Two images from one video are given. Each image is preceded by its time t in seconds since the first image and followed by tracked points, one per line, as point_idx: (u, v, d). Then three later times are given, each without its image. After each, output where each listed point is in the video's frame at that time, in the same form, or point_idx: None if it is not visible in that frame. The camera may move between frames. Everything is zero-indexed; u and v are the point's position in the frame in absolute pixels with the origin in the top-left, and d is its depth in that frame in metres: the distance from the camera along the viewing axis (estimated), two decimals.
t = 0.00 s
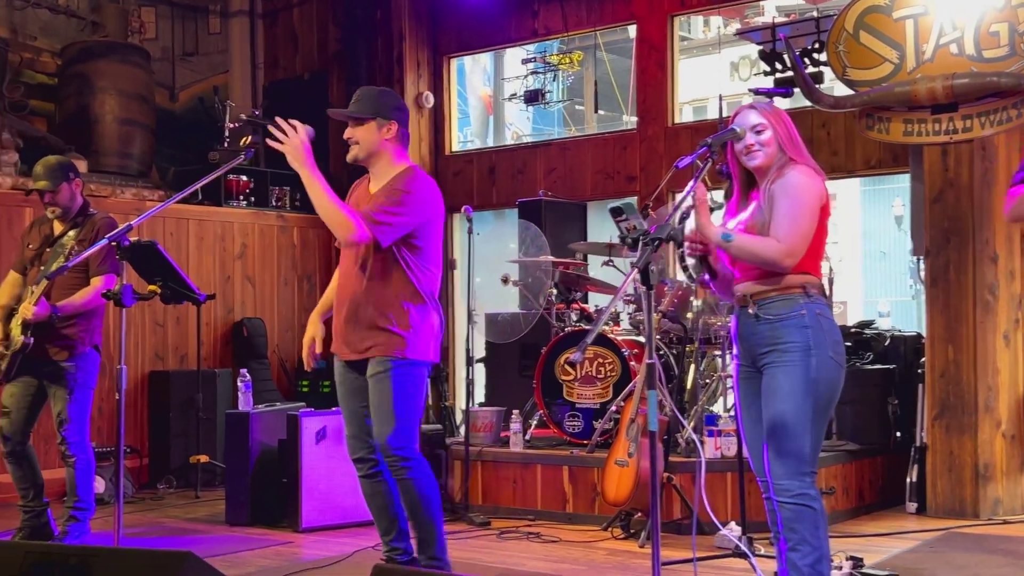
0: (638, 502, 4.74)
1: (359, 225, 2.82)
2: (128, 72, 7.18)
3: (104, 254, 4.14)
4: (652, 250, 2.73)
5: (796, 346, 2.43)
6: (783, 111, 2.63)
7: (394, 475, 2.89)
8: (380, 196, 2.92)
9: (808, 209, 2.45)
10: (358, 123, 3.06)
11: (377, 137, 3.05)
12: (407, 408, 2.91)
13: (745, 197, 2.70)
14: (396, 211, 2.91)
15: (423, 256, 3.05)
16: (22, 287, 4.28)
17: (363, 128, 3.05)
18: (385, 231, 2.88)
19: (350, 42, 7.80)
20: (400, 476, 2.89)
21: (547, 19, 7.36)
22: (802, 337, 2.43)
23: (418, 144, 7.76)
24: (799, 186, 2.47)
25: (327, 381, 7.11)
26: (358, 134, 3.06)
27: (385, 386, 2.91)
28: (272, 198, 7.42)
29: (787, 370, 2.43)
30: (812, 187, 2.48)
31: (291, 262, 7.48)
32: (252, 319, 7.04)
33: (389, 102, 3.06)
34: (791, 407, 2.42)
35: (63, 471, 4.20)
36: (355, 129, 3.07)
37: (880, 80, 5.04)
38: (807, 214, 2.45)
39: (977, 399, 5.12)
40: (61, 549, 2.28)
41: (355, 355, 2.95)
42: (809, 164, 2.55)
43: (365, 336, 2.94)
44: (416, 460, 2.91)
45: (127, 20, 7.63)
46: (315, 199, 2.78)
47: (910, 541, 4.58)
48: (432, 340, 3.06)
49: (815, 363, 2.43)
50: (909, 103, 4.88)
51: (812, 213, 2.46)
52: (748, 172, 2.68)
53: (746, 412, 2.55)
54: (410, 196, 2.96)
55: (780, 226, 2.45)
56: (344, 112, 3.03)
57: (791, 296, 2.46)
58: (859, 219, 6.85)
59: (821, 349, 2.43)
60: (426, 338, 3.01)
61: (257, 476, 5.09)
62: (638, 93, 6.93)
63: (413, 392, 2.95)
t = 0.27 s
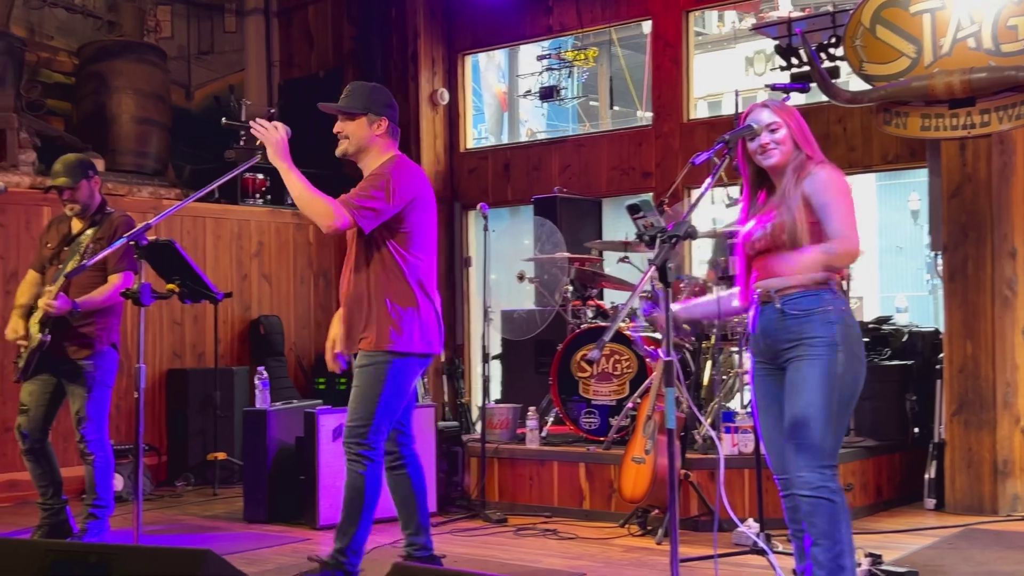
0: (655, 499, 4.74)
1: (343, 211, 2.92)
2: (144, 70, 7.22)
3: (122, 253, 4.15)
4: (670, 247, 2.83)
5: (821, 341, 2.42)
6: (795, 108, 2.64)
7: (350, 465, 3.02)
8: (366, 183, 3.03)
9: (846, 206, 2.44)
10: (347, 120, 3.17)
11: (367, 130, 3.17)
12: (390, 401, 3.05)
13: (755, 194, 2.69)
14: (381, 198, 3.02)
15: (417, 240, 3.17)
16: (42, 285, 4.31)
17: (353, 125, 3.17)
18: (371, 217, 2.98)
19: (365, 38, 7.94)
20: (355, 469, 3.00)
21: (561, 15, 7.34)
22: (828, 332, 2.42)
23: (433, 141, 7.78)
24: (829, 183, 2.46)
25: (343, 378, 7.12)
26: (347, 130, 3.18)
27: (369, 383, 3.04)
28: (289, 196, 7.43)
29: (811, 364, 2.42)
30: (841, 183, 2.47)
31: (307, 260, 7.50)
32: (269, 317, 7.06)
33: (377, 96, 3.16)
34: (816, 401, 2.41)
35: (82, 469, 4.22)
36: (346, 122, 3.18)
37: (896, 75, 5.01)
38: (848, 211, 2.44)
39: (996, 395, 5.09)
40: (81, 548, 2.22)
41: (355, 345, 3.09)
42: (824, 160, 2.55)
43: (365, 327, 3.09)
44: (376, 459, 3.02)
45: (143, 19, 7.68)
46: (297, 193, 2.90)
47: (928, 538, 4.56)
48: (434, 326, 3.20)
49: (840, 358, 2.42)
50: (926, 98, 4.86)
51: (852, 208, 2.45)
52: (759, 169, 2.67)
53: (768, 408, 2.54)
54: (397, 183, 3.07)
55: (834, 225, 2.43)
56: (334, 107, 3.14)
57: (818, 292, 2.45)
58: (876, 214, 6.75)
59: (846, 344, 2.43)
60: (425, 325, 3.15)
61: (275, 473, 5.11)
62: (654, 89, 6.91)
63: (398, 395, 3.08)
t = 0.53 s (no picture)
0: (670, 497, 4.74)
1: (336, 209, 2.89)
2: (157, 69, 7.22)
3: (136, 252, 4.16)
4: (684, 246, 2.74)
5: (840, 340, 2.40)
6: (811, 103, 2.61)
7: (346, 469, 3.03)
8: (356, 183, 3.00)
9: (870, 200, 2.40)
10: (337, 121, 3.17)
11: (360, 131, 3.15)
12: (382, 407, 3.04)
13: (762, 187, 2.66)
14: (371, 198, 2.99)
15: (408, 241, 3.15)
16: (57, 285, 4.33)
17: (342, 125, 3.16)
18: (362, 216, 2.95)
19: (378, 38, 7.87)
20: (351, 473, 3.02)
21: (574, 11, 7.30)
22: (847, 331, 2.40)
23: (446, 139, 7.77)
24: (847, 177, 2.43)
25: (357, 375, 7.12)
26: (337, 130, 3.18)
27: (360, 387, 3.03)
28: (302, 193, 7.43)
29: (831, 364, 2.40)
30: (861, 178, 2.43)
31: (320, 258, 7.51)
32: (283, 315, 7.06)
33: (371, 97, 3.14)
34: (837, 401, 2.39)
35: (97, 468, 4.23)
36: (338, 120, 3.17)
37: (911, 70, 4.96)
38: (873, 206, 2.40)
39: (1013, 392, 5.05)
40: (95, 547, 2.17)
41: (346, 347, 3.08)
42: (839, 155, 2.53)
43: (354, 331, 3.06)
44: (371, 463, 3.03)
45: (156, 18, 7.68)
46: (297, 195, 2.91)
47: (944, 536, 4.54)
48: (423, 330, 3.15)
49: (859, 357, 2.40)
50: (942, 93, 4.85)
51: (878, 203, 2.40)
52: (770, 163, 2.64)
53: (787, 409, 2.52)
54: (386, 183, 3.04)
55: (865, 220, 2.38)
56: (327, 106, 3.12)
57: (833, 290, 2.43)
58: (892, 209, 6.67)
59: (865, 342, 2.41)
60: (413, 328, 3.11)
61: (289, 471, 5.12)
62: (668, 85, 6.87)
63: (390, 397, 3.07)
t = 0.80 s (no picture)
0: (684, 496, 4.73)
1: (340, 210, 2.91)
2: (170, 68, 7.24)
3: (150, 250, 4.17)
4: (698, 245, 2.72)
5: (856, 342, 2.39)
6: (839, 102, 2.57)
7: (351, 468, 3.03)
8: (356, 180, 3.01)
9: (879, 204, 2.39)
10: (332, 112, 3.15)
11: (359, 126, 3.14)
12: (379, 405, 3.03)
13: (786, 187, 2.64)
14: (373, 196, 3.00)
15: (398, 237, 3.14)
16: (70, 283, 4.32)
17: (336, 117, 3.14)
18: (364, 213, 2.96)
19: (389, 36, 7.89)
20: (358, 472, 3.02)
21: (587, 9, 7.29)
22: (864, 333, 2.39)
23: (458, 137, 7.77)
24: (865, 180, 2.41)
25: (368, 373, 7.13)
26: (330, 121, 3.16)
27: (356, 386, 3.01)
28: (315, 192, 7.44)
29: (847, 367, 2.38)
30: (877, 181, 2.41)
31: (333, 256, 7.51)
32: (295, 313, 7.06)
33: (372, 90, 3.14)
34: (852, 405, 2.38)
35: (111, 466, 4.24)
36: (336, 113, 3.14)
37: (925, 68, 4.93)
38: (879, 210, 2.39)
39: None
40: (109, 547, 2.16)
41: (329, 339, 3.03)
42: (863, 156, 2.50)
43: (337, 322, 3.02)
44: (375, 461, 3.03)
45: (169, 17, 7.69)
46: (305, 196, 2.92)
47: (960, 535, 4.51)
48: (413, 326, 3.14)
49: (877, 360, 2.38)
50: (957, 90, 4.78)
51: (886, 209, 2.40)
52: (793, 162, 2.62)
53: (802, 410, 2.51)
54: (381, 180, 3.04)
55: (860, 225, 2.38)
56: (327, 97, 3.09)
57: (852, 290, 2.41)
58: (905, 207, 6.66)
59: (883, 345, 2.39)
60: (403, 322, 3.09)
61: (302, 470, 5.12)
62: (680, 82, 6.86)
63: (386, 394, 3.06)
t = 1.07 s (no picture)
0: (694, 497, 4.72)
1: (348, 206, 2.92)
2: (182, 67, 7.26)
3: (160, 250, 4.18)
4: (708, 246, 2.71)
5: (863, 344, 2.37)
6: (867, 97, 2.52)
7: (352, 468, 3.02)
8: (365, 177, 3.04)
9: (878, 206, 2.36)
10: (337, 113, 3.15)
11: (366, 129, 3.15)
12: (372, 406, 3.02)
13: (807, 175, 2.63)
14: (382, 194, 3.04)
15: (395, 238, 3.14)
16: (83, 283, 4.34)
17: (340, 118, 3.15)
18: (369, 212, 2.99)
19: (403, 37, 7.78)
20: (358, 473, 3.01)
21: (598, 8, 7.28)
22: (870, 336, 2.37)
23: (469, 136, 7.77)
24: (869, 179, 2.37)
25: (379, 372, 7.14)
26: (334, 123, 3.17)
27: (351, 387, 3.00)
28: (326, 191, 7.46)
29: (855, 369, 2.37)
30: (884, 183, 2.37)
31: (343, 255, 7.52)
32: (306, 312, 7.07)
33: (377, 95, 3.15)
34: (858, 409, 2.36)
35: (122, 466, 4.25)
36: (341, 116, 3.14)
37: (938, 67, 4.90)
38: (875, 212, 2.35)
39: None
40: (118, 547, 2.16)
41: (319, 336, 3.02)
42: (882, 153, 2.45)
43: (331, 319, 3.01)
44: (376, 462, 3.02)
45: (181, 16, 7.71)
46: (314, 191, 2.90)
47: (972, 537, 4.49)
48: (404, 327, 3.13)
49: (884, 362, 2.36)
50: (969, 90, 4.75)
51: (882, 211, 2.36)
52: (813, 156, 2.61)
53: (811, 413, 2.50)
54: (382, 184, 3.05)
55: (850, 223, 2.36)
56: (334, 100, 3.07)
57: (857, 292, 2.41)
58: (917, 206, 6.62)
59: (890, 348, 2.37)
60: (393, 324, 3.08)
61: (313, 469, 5.13)
62: (692, 81, 6.84)
63: (379, 396, 3.05)
